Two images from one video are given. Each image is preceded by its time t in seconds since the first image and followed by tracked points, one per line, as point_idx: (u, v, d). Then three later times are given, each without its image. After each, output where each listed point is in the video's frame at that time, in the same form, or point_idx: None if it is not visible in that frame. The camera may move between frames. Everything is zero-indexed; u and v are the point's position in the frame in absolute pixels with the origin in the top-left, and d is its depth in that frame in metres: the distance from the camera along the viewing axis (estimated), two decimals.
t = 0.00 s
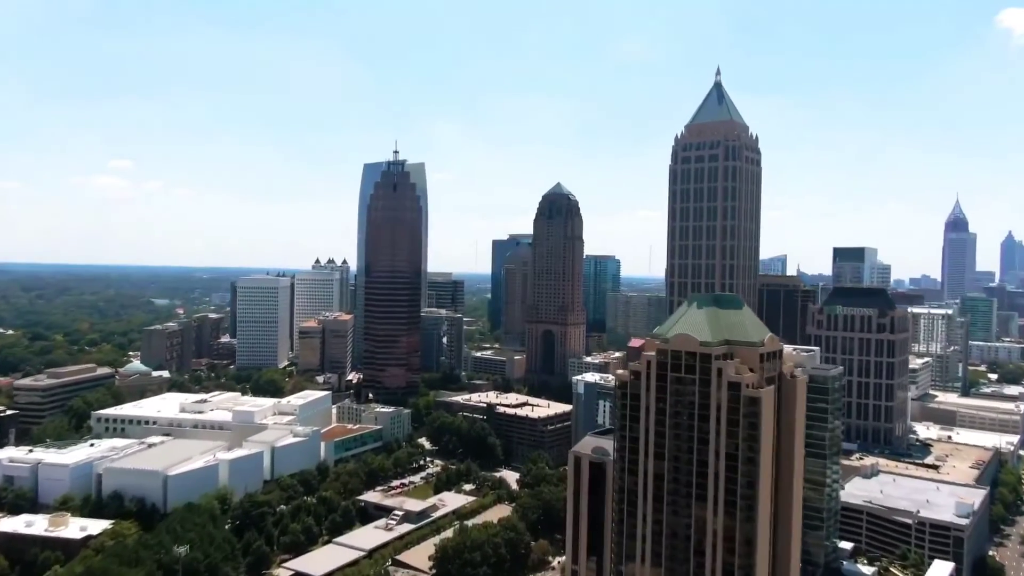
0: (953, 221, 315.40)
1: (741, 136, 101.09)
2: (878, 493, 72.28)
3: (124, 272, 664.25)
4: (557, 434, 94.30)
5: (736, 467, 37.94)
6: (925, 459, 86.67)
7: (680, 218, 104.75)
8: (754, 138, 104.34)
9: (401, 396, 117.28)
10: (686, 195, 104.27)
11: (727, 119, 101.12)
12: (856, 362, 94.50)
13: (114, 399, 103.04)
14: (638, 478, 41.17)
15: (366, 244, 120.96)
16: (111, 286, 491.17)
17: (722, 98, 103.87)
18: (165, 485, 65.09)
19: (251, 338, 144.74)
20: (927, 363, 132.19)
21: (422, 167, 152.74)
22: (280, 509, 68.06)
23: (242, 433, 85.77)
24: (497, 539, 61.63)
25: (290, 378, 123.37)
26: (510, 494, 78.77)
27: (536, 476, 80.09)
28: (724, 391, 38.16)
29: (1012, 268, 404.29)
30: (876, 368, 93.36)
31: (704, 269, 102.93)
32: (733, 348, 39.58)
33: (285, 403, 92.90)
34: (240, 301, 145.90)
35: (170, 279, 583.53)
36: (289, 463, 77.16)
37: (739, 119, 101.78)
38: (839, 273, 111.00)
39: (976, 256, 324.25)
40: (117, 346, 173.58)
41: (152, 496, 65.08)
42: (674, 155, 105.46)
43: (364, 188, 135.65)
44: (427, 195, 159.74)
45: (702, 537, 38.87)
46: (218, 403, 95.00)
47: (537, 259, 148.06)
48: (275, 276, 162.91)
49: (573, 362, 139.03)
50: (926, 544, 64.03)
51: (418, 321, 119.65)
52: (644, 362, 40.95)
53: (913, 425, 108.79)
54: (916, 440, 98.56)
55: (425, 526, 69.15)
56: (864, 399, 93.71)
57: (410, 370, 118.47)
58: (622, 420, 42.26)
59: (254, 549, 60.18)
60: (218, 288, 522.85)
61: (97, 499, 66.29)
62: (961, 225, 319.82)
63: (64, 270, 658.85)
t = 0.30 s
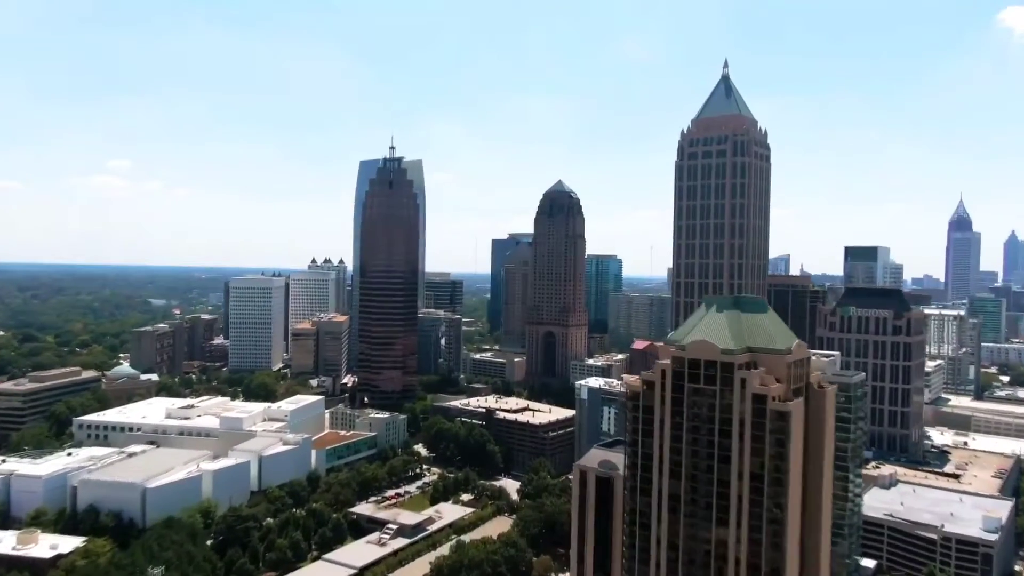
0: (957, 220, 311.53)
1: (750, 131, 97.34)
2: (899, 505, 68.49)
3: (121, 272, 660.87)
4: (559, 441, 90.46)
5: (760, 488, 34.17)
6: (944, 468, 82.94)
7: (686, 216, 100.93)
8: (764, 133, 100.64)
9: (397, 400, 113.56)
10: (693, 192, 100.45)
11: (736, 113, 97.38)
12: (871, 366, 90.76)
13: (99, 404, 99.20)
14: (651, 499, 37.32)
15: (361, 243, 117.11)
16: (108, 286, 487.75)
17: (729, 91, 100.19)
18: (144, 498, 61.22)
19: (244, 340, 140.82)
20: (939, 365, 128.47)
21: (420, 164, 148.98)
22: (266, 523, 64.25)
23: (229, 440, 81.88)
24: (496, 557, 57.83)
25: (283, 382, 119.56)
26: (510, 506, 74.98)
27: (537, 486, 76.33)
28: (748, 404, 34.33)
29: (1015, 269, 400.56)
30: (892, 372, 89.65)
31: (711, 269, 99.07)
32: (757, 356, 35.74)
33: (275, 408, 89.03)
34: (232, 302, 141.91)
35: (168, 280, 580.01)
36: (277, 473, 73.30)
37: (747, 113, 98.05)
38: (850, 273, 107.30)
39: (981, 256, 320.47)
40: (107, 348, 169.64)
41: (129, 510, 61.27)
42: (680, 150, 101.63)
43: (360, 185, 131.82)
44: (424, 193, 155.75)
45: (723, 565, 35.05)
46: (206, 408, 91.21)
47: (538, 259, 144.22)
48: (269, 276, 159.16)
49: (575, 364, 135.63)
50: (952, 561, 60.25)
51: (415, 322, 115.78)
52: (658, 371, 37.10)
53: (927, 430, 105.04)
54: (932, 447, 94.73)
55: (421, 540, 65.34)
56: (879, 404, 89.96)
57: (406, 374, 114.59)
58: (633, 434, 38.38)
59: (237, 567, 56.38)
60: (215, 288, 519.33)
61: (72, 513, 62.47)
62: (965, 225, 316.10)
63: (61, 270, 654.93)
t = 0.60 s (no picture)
0: (961, 220, 307.54)
1: (759, 125, 93.73)
2: (922, 518, 64.75)
3: (118, 272, 657.29)
4: (561, 449, 86.76)
5: (792, 513, 30.59)
6: (965, 477, 79.24)
7: (693, 213, 97.22)
8: (774, 128, 97.00)
9: (394, 404, 109.94)
10: (700, 188, 96.76)
11: (745, 107, 93.80)
12: (886, 371, 87.15)
13: (83, 410, 95.54)
14: (667, 523, 33.56)
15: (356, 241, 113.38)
16: (105, 287, 484.15)
17: (738, 84, 96.67)
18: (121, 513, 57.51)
19: (237, 341, 137.05)
20: (953, 368, 124.76)
21: (417, 161, 145.31)
22: (252, 538, 60.59)
23: (216, 448, 78.23)
24: None
25: (275, 386, 115.90)
26: (511, 519, 71.30)
27: (539, 497, 72.66)
28: (777, 421, 30.70)
29: (1018, 269, 396.86)
30: (909, 376, 86.03)
31: (720, 269, 95.31)
32: (785, 365, 32.09)
33: (266, 414, 85.38)
34: (225, 303, 138.16)
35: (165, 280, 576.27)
36: (265, 483, 69.60)
37: (757, 107, 94.49)
38: (863, 273, 103.65)
39: (985, 255, 316.62)
40: (98, 350, 166.06)
41: (106, 526, 57.60)
42: (686, 146, 98.03)
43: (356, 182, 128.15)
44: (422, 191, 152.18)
45: None
46: (194, 414, 87.56)
47: (540, 258, 140.61)
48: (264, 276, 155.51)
49: (577, 366, 132.03)
50: None
51: (412, 324, 112.00)
52: (676, 383, 33.36)
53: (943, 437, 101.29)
54: (950, 454, 91.03)
55: (417, 556, 61.63)
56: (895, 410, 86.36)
57: (402, 377, 110.87)
58: (647, 451, 34.63)
59: None
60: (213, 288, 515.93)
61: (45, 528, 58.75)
62: (969, 224, 312.39)
63: (59, 271, 651.32)
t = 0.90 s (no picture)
0: (966, 219, 303.24)
1: (770, 119, 90.04)
2: (948, 533, 60.98)
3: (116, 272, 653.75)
4: (564, 457, 82.97)
5: (834, 549, 26.82)
6: (989, 488, 75.49)
7: (700, 211, 93.34)
8: (784, 122, 93.21)
9: (390, 409, 106.08)
10: (708, 185, 92.86)
11: (755, 100, 90.18)
12: (903, 375, 83.35)
13: (65, 416, 91.73)
14: (689, 557, 29.81)
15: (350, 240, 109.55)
16: (102, 286, 480.31)
17: (747, 77, 93.11)
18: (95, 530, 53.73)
19: (229, 343, 133.21)
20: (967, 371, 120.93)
21: (414, 158, 141.52)
22: (235, 556, 56.82)
23: (201, 457, 74.43)
24: None
25: (267, 389, 112.11)
26: (511, 533, 67.46)
27: (541, 510, 68.85)
28: (816, 444, 26.92)
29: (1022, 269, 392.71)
30: (927, 381, 82.29)
31: (728, 269, 91.41)
32: (823, 379, 28.35)
33: (254, 421, 81.68)
34: (217, 304, 134.28)
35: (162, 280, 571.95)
36: (250, 495, 65.76)
37: (767, 101, 90.88)
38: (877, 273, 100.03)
39: (990, 255, 312.41)
40: (88, 351, 162.22)
41: (79, 544, 53.86)
42: (693, 141, 94.23)
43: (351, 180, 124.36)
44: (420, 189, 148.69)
45: None
46: (180, 420, 83.82)
47: (541, 257, 136.83)
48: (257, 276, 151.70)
49: (579, 369, 128.35)
50: None
51: (410, 325, 108.15)
52: (698, 398, 29.62)
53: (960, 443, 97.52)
54: (969, 461, 87.13)
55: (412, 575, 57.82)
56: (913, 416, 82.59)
57: (399, 381, 107.05)
58: (665, 475, 30.87)
59: None
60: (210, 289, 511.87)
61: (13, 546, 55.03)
62: (974, 224, 308.17)
63: (55, 271, 647.17)
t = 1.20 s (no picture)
0: (971, 217, 299.23)
1: (781, 113, 86.40)
2: (977, 550, 57.25)
3: (114, 272, 649.96)
4: (566, 465, 79.41)
5: None
6: (1013, 498, 71.84)
7: (708, 208, 89.71)
8: (796, 116, 89.54)
9: (386, 413, 102.41)
10: (716, 181, 89.20)
11: (765, 93, 86.59)
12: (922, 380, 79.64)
13: (48, 422, 88.13)
14: None
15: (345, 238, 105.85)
16: (98, 286, 476.94)
17: (757, 69, 89.58)
18: (65, 548, 50.22)
19: (221, 345, 129.49)
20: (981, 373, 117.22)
21: (412, 155, 138.03)
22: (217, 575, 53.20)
23: (186, 466, 70.87)
24: None
25: (259, 393, 108.54)
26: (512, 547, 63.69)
27: (543, 522, 65.17)
28: (864, 470, 23.35)
29: None
30: (947, 386, 78.63)
31: (738, 268, 87.77)
32: (868, 393, 24.71)
33: (243, 428, 78.15)
34: (209, 305, 130.61)
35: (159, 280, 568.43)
36: (235, 508, 62.11)
37: (778, 94, 87.31)
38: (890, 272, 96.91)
39: (994, 255, 308.34)
40: (78, 353, 158.57)
41: (49, 563, 50.40)
42: (701, 136, 90.67)
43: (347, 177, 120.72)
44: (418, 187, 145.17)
45: None
46: (166, 427, 80.26)
47: (542, 257, 133.21)
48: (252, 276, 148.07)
49: (581, 371, 124.79)
50: None
51: (407, 327, 104.49)
52: (724, 414, 26.01)
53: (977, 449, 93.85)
54: (990, 469, 83.36)
55: None
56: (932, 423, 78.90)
57: (395, 385, 103.44)
58: (686, 499, 27.33)
59: None
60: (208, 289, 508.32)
61: None
62: (977, 223, 304.12)
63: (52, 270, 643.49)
